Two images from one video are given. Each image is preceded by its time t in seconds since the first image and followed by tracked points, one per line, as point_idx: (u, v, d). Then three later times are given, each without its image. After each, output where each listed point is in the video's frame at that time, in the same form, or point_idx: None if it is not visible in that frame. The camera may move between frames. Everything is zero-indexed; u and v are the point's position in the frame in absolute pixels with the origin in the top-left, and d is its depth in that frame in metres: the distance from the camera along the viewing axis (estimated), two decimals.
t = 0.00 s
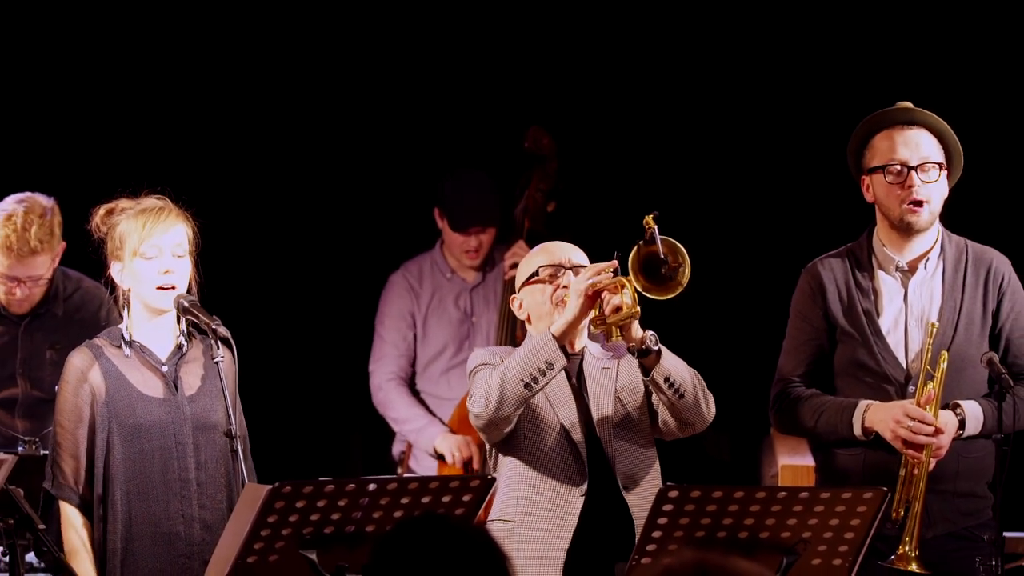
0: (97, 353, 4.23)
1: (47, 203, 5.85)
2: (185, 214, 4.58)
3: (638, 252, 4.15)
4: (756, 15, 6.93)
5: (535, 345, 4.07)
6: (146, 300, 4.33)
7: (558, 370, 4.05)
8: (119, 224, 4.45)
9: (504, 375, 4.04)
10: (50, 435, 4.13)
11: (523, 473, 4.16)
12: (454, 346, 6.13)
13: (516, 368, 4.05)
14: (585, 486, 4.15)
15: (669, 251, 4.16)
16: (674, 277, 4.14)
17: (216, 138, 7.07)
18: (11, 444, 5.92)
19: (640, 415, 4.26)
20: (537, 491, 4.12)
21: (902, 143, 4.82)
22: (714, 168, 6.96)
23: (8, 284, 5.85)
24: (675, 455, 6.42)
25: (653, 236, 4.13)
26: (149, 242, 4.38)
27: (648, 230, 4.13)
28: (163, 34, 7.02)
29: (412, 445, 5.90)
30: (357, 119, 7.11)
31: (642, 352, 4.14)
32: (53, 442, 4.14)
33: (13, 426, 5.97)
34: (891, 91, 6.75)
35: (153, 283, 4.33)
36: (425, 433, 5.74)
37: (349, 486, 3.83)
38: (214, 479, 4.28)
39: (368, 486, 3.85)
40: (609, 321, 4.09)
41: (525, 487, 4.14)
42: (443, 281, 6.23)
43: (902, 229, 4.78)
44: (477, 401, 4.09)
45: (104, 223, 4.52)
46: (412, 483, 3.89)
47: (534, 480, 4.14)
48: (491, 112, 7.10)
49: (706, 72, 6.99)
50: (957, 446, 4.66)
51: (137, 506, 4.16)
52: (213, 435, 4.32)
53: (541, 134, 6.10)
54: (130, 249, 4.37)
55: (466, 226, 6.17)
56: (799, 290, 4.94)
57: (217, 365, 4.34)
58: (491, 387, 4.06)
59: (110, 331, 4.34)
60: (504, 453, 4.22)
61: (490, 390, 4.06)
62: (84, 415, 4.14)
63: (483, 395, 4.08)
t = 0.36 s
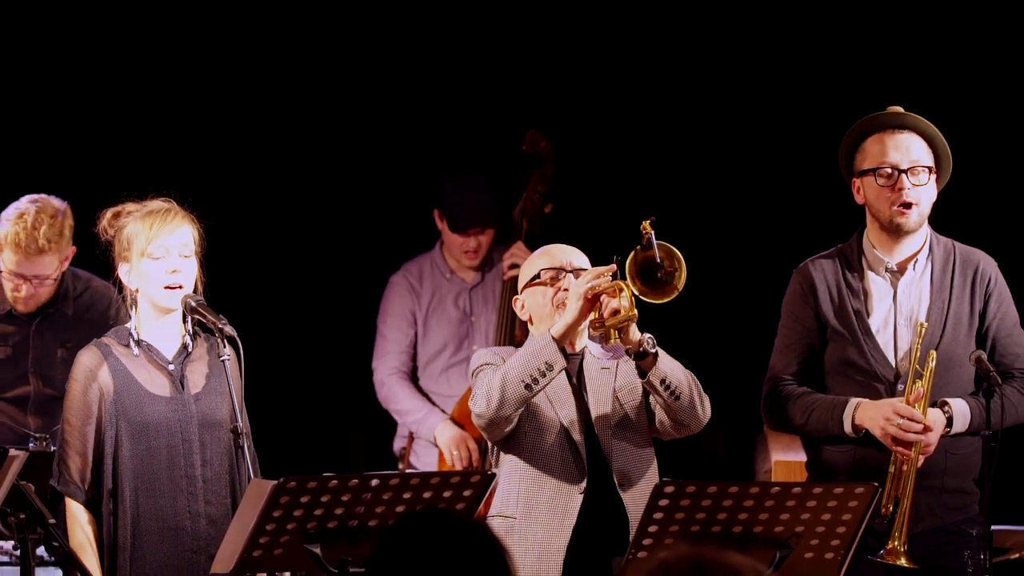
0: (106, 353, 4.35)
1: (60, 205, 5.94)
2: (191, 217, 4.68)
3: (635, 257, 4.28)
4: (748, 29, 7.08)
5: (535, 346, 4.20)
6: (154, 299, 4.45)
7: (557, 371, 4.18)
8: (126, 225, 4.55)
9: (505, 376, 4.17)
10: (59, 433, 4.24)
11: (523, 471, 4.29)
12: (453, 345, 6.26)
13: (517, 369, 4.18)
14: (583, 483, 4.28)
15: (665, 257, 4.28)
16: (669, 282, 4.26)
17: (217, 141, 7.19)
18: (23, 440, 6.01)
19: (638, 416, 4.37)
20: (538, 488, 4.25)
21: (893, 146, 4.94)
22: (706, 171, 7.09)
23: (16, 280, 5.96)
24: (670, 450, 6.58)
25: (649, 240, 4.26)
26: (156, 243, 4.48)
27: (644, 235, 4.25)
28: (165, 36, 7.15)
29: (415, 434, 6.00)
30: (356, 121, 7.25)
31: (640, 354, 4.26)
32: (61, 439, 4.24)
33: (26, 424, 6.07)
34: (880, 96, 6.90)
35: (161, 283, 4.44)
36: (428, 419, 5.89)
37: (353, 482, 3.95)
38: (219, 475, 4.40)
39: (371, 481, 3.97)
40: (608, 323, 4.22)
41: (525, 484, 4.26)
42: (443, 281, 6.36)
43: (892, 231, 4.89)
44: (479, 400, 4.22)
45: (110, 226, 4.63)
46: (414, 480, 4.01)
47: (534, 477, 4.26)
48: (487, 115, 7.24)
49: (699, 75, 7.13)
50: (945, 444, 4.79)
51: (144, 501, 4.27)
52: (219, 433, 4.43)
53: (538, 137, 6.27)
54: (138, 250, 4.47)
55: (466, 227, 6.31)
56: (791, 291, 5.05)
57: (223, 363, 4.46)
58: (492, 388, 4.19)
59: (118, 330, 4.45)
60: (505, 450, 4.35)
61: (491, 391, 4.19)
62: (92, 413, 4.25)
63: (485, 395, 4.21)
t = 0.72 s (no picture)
0: (117, 353, 4.51)
1: (74, 202, 6.00)
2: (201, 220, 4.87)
3: (641, 266, 4.42)
4: (745, 33, 7.23)
5: (539, 350, 4.37)
6: (165, 298, 4.64)
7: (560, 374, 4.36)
8: (137, 227, 4.73)
9: (509, 378, 4.34)
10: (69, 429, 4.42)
11: (524, 470, 4.45)
12: (456, 343, 6.43)
13: (521, 372, 4.36)
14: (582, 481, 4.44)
15: (671, 266, 4.46)
16: (675, 290, 4.44)
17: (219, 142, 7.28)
18: (35, 435, 6.16)
19: (634, 414, 4.55)
20: (538, 486, 4.41)
21: (883, 150, 5.09)
22: (704, 170, 7.27)
23: (31, 273, 6.06)
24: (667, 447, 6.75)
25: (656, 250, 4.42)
26: (168, 245, 4.67)
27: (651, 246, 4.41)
28: (170, 37, 7.21)
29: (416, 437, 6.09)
30: (363, 122, 7.42)
31: (640, 358, 4.43)
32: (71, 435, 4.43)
33: (37, 419, 6.27)
34: (875, 98, 7.04)
35: (173, 283, 4.63)
36: (437, 434, 5.97)
37: (357, 476, 4.13)
38: (225, 470, 4.57)
39: (374, 476, 4.14)
40: (610, 328, 4.38)
41: (526, 482, 4.43)
42: (447, 281, 6.53)
43: (884, 231, 5.05)
44: (483, 401, 4.39)
45: (120, 227, 4.84)
46: (416, 475, 4.18)
47: (534, 476, 4.43)
48: (489, 116, 7.40)
49: (699, 77, 7.28)
50: (938, 439, 4.92)
51: (151, 496, 4.45)
52: (227, 429, 4.60)
53: (540, 141, 6.38)
54: (150, 251, 4.67)
55: (471, 228, 6.46)
56: (786, 290, 5.20)
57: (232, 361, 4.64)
58: (497, 390, 4.36)
59: (128, 329, 4.62)
60: (507, 449, 4.51)
61: (496, 393, 4.36)
62: (101, 411, 4.43)
63: (489, 396, 4.37)
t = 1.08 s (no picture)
0: (119, 355, 4.61)
1: (67, 189, 6.13)
2: (202, 221, 4.91)
3: (623, 275, 4.51)
4: (747, 34, 7.29)
5: (530, 352, 4.45)
6: (166, 299, 4.71)
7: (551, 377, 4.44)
8: (140, 228, 4.78)
9: (501, 382, 4.41)
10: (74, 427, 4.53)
11: (520, 472, 4.52)
12: (456, 341, 6.51)
13: (512, 374, 4.42)
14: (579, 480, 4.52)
15: (654, 274, 4.52)
16: (656, 299, 4.50)
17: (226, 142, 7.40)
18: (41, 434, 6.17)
19: (629, 414, 4.61)
20: (533, 486, 4.48)
21: (890, 149, 5.11)
22: (704, 169, 7.33)
23: (36, 265, 6.15)
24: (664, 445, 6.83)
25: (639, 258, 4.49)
26: (171, 246, 4.73)
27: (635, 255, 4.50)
28: (172, 35, 7.30)
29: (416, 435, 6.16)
30: (368, 120, 7.51)
31: (630, 360, 4.47)
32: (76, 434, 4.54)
33: (41, 417, 6.37)
34: (874, 96, 7.10)
35: (174, 284, 4.69)
36: (437, 431, 6.03)
37: (358, 474, 4.22)
38: (226, 469, 4.64)
39: (375, 474, 4.23)
40: (600, 332, 4.41)
41: (522, 482, 4.50)
42: (447, 279, 6.61)
43: (885, 226, 5.07)
44: (476, 405, 4.47)
45: (122, 225, 4.90)
46: (415, 473, 4.27)
47: (529, 477, 4.50)
48: (490, 118, 7.46)
49: (697, 76, 7.34)
50: (936, 437, 4.98)
51: (154, 494, 4.53)
52: (227, 428, 4.68)
53: (539, 143, 6.42)
54: (152, 252, 4.73)
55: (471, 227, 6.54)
56: (788, 288, 5.24)
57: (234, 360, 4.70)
58: (489, 393, 4.43)
59: (129, 330, 4.72)
60: (503, 449, 4.59)
61: (488, 397, 4.43)
62: (105, 409, 4.55)
63: (482, 400, 4.45)
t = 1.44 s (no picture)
0: (120, 352, 4.63)
1: (67, 193, 6.17)
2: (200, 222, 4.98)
3: (622, 281, 4.51)
4: (744, 35, 7.31)
5: (526, 354, 4.48)
6: (166, 300, 4.74)
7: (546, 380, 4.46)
8: (138, 229, 4.84)
9: (497, 382, 4.44)
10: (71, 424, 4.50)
11: (514, 472, 4.55)
12: (453, 338, 6.58)
13: (509, 374, 4.45)
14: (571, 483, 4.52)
15: (652, 281, 4.50)
16: (654, 306, 4.50)
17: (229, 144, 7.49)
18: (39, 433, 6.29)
19: (624, 414, 4.64)
20: (528, 486, 4.50)
21: (891, 149, 5.12)
22: (706, 167, 7.36)
23: (37, 270, 6.24)
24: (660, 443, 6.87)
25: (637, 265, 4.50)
26: (169, 247, 4.77)
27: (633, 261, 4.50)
28: (173, 37, 7.35)
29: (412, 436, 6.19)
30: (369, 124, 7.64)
31: (626, 363, 4.51)
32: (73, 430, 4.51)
33: (40, 415, 6.45)
34: (868, 94, 7.13)
35: (173, 285, 4.73)
36: (431, 428, 6.05)
37: (355, 472, 4.26)
38: (223, 466, 4.70)
39: (372, 472, 4.27)
40: (597, 336, 4.38)
41: (516, 482, 4.53)
42: (442, 277, 6.67)
43: (884, 230, 5.09)
44: (472, 404, 4.48)
45: (119, 230, 4.99)
46: (413, 471, 4.32)
47: (524, 477, 4.52)
48: (490, 119, 7.58)
49: (701, 75, 7.37)
50: (936, 434, 4.99)
51: (152, 492, 4.56)
52: (224, 426, 4.74)
53: (532, 143, 6.52)
54: (151, 253, 4.77)
55: (465, 226, 6.60)
56: (788, 286, 5.22)
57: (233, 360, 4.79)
58: (485, 392, 4.45)
59: (127, 326, 4.74)
60: (497, 449, 4.62)
61: (483, 397, 4.45)
62: (104, 406, 4.54)
63: (477, 399, 4.47)
